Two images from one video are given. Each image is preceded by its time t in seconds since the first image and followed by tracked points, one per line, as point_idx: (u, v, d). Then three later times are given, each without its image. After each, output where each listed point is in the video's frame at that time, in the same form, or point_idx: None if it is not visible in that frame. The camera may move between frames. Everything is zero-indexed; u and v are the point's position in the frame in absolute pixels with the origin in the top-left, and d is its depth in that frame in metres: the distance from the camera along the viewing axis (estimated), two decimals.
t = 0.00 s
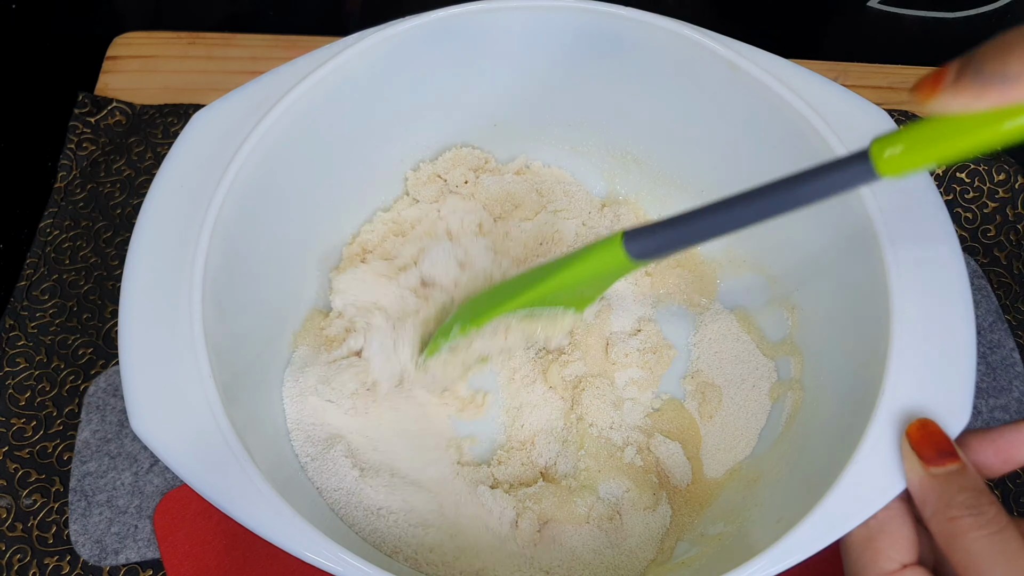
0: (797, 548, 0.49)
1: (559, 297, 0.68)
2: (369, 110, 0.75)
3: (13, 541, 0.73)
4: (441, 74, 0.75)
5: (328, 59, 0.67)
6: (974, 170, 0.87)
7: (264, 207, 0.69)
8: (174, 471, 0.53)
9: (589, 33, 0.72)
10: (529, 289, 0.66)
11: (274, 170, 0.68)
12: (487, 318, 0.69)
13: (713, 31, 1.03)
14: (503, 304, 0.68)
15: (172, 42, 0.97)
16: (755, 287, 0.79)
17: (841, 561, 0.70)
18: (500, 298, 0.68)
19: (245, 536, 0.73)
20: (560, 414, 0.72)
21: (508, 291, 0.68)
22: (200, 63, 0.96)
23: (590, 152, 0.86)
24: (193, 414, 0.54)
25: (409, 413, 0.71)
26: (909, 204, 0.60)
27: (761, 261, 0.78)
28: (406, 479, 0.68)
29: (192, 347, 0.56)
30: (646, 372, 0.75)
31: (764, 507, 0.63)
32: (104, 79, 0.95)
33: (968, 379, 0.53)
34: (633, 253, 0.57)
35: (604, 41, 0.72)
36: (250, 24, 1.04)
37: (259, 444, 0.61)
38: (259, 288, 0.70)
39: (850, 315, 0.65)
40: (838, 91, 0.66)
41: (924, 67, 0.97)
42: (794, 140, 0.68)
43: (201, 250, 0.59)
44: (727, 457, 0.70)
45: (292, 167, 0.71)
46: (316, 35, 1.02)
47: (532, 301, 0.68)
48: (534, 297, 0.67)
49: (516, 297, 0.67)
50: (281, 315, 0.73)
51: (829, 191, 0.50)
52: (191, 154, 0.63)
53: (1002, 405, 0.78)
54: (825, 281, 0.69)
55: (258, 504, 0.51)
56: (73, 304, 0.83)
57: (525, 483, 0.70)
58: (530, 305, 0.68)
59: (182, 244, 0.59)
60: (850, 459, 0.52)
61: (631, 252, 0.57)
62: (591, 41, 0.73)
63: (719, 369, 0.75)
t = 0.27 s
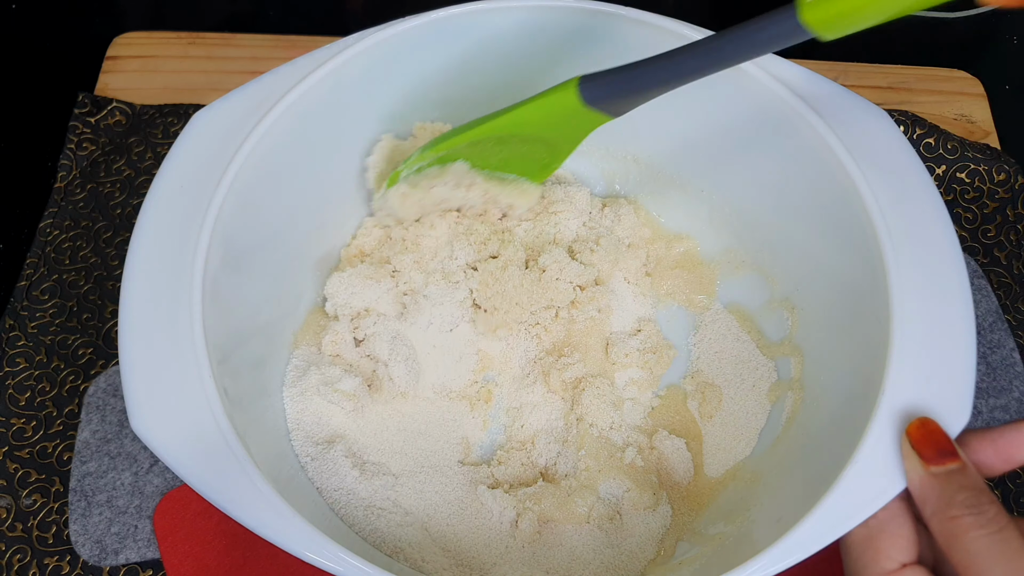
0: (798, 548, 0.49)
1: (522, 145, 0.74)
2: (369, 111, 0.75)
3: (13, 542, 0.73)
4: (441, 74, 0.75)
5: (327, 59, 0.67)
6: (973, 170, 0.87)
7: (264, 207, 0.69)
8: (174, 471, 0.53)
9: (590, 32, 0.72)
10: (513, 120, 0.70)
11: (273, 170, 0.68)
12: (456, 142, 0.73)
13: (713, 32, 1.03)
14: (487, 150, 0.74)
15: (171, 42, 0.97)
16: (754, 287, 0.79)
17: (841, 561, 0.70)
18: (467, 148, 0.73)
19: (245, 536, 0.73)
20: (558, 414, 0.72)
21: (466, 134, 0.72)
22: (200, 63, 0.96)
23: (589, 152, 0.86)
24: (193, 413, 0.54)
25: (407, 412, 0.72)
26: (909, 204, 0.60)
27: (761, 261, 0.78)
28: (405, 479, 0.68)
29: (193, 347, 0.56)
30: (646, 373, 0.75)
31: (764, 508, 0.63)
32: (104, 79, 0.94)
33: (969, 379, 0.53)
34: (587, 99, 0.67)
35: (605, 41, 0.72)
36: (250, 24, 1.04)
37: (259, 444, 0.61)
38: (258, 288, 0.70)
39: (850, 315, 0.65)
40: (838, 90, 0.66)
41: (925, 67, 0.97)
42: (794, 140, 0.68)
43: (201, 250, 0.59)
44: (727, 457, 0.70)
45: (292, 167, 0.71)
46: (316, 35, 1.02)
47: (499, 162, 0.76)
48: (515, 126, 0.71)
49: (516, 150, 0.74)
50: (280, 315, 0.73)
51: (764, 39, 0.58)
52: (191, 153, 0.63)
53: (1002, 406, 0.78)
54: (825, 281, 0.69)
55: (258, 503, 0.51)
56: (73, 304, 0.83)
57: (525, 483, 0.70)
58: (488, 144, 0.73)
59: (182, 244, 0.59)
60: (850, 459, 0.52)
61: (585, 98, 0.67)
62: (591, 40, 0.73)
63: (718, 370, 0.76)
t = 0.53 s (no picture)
0: (797, 548, 0.49)
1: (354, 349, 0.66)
2: (369, 111, 0.75)
3: (13, 542, 0.73)
4: (440, 74, 0.75)
5: (327, 59, 0.67)
6: (973, 170, 0.87)
7: (264, 207, 0.69)
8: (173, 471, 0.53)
9: (589, 33, 0.72)
10: (360, 301, 0.66)
11: (273, 170, 0.68)
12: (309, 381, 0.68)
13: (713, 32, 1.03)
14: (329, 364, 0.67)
15: (171, 42, 0.97)
16: (754, 287, 0.79)
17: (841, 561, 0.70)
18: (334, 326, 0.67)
19: (245, 536, 0.73)
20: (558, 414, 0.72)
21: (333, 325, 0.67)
22: (200, 62, 0.96)
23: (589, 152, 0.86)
24: (192, 414, 0.54)
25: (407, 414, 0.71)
26: (909, 204, 0.60)
27: (761, 262, 0.78)
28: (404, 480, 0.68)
29: (192, 347, 0.56)
30: (646, 373, 0.75)
31: (763, 508, 0.63)
32: (104, 79, 0.94)
33: (968, 379, 0.53)
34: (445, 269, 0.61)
35: (604, 41, 0.73)
36: (250, 24, 1.04)
37: (258, 444, 0.61)
38: (258, 289, 0.70)
39: (850, 315, 0.65)
40: (838, 90, 0.66)
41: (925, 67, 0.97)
42: (793, 140, 0.68)
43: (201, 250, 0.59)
44: (727, 457, 0.71)
45: (292, 167, 0.71)
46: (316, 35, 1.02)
47: (329, 353, 0.67)
48: (353, 313, 0.66)
49: (355, 348, 0.66)
50: (279, 315, 0.73)
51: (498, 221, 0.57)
52: (190, 153, 0.63)
53: (1002, 405, 0.78)
54: (825, 281, 0.69)
55: (257, 504, 0.51)
56: (73, 304, 0.83)
57: (525, 483, 0.69)
58: (318, 347, 0.67)
59: (182, 244, 0.59)
60: (850, 459, 0.53)
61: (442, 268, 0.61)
62: (591, 40, 0.73)
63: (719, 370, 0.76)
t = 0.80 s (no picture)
0: (797, 548, 0.49)
1: (559, 523, 0.60)
2: (370, 112, 0.75)
3: (12, 542, 0.73)
4: (441, 75, 0.75)
5: (328, 59, 0.67)
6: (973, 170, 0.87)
7: (264, 207, 0.69)
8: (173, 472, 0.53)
9: (589, 34, 0.72)
10: (488, 436, 0.61)
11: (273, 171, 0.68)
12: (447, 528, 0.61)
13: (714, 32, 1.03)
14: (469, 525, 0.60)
15: (171, 42, 0.97)
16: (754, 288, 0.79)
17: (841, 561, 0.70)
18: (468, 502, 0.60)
19: (245, 536, 0.73)
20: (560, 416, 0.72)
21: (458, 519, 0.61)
22: (200, 62, 0.96)
23: (590, 153, 0.86)
24: (192, 414, 0.54)
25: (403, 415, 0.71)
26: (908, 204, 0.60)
27: (760, 262, 0.78)
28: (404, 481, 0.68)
29: (192, 347, 0.56)
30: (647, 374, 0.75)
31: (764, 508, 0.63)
32: (104, 79, 0.94)
33: (968, 380, 0.53)
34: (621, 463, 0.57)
35: (604, 42, 0.73)
36: (250, 24, 1.04)
37: (258, 444, 0.61)
38: (258, 289, 0.70)
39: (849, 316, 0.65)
40: (838, 90, 0.66)
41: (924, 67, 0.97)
42: (793, 140, 0.68)
43: (201, 249, 0.59)
44: (727, 457, 0.71)
45: (292, 168, 0.71)
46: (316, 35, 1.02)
47: (478, 505, 0.60)
48: (579, 464, 0.58)
49: (501, 475, 0.60)
50: (280, 315, 0.73)
51: (756, 345, 0.47)
52: (190, 154, 0.63)
53: (1002, 405, 0.78)
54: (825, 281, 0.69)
55: (258, 505, 0.51)
56: (73, 304, 0.83)
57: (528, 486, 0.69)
58: (479, 519, 0.60)
59: (182, 244, 0.59)
60: (850, 460, 0.52)
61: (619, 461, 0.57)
62: (591, 41, 0.73)
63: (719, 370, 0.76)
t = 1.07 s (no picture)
0: (797, 548, 0.49)
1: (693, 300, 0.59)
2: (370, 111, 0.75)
3: (12, 542, 0.73)
4: (441, 74, 0.75)
5: (328, 59, 0.67)
6: (973, 170, 0.87)
7: (263, 207, 0.69)
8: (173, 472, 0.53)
9: (590, 34, 0.72)
10: (637, 302, 0.62)
11: (273, 171, 0.68)
12: (611, 387, 0.66)
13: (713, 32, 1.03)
14: (636, 370, 0.64)
15: (171, 42, 0.97)
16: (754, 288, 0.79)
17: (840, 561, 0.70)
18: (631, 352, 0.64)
19: (245, 536, 0.73)
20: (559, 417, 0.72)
21: (608, 339, 0.65)
22: (200, 62, 0.96)
23: (590, 152, 0.86)
24: (192, 413, 0.54)
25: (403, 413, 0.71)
26: (908, 204, 0.60)
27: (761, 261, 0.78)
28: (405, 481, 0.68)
29: (193, 347, 0.56)
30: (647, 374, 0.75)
31: (765, 509, 0.63)
32: (104, 79, 0.95)
33: (968, 380, 0.53)
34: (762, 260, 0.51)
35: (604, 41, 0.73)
36: (250, 24, 1.04)
37: (259, 445, 0.61)
38: (258, 288, 0.70)
39: (850, 316, 0.65)
40: (838, 91, 0.66)
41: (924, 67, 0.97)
42: (793, 140, 0.68)
43: (201, 249, 0.59)
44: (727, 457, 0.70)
45: (292, 167, 0.71)
46: (316, 36, 1.02)
47: (636, 322, 0.63)
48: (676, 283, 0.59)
49: (676, 316, 0.60)
50: (280, 315, 0.73)
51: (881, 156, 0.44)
52: (190, 153, 0.63)
53: (1002, 405, 0.78)
54: (825, 281, 0.69)
55: (258, 505, 0.51)
56: (73, 304, 0.83)
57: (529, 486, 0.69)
58: (618, 347, 0.64)
59: (182, 244, 0.59)
60: (850, 460, 0.52)
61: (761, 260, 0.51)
62: (592, 41, 0.73)
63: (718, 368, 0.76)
